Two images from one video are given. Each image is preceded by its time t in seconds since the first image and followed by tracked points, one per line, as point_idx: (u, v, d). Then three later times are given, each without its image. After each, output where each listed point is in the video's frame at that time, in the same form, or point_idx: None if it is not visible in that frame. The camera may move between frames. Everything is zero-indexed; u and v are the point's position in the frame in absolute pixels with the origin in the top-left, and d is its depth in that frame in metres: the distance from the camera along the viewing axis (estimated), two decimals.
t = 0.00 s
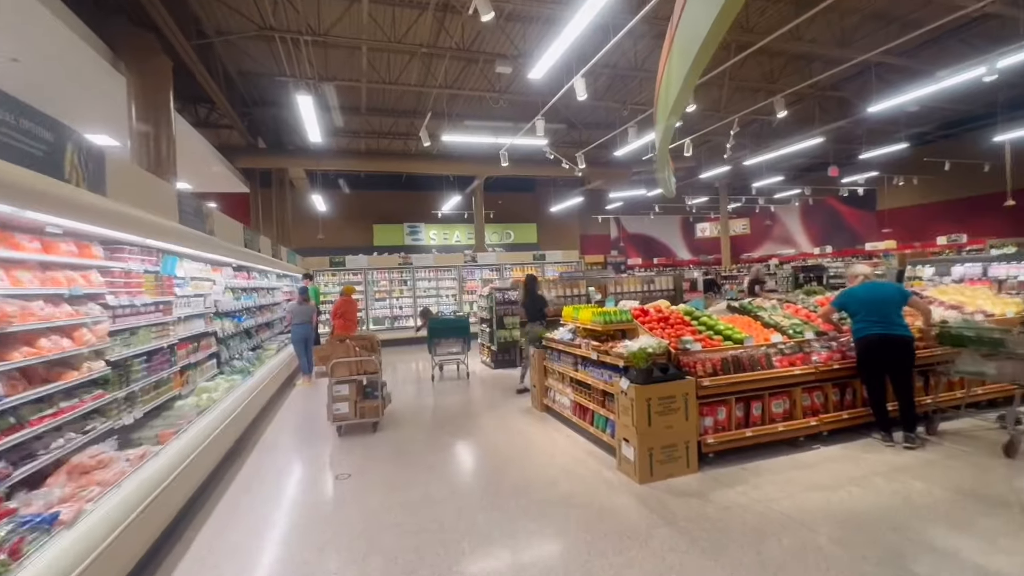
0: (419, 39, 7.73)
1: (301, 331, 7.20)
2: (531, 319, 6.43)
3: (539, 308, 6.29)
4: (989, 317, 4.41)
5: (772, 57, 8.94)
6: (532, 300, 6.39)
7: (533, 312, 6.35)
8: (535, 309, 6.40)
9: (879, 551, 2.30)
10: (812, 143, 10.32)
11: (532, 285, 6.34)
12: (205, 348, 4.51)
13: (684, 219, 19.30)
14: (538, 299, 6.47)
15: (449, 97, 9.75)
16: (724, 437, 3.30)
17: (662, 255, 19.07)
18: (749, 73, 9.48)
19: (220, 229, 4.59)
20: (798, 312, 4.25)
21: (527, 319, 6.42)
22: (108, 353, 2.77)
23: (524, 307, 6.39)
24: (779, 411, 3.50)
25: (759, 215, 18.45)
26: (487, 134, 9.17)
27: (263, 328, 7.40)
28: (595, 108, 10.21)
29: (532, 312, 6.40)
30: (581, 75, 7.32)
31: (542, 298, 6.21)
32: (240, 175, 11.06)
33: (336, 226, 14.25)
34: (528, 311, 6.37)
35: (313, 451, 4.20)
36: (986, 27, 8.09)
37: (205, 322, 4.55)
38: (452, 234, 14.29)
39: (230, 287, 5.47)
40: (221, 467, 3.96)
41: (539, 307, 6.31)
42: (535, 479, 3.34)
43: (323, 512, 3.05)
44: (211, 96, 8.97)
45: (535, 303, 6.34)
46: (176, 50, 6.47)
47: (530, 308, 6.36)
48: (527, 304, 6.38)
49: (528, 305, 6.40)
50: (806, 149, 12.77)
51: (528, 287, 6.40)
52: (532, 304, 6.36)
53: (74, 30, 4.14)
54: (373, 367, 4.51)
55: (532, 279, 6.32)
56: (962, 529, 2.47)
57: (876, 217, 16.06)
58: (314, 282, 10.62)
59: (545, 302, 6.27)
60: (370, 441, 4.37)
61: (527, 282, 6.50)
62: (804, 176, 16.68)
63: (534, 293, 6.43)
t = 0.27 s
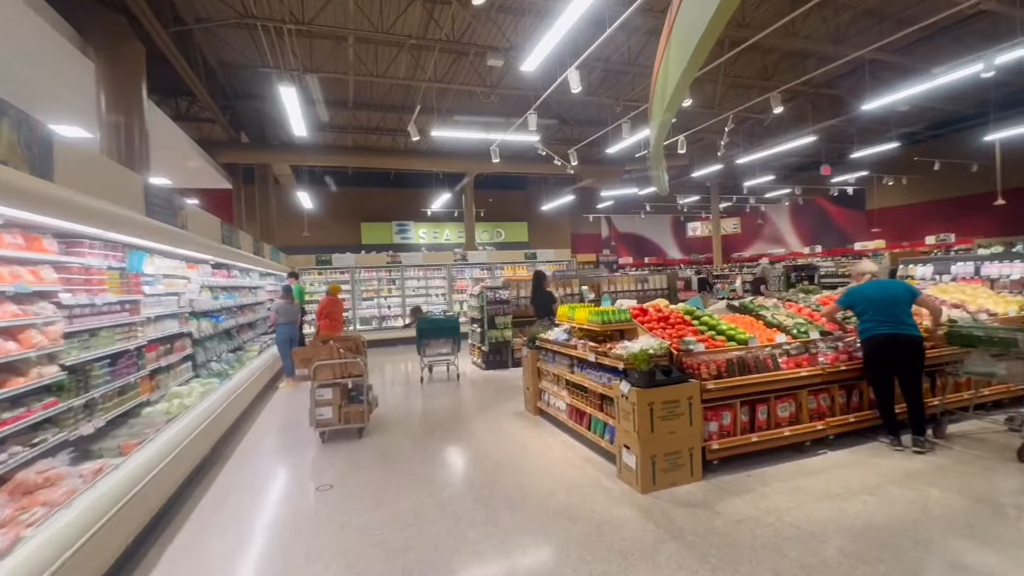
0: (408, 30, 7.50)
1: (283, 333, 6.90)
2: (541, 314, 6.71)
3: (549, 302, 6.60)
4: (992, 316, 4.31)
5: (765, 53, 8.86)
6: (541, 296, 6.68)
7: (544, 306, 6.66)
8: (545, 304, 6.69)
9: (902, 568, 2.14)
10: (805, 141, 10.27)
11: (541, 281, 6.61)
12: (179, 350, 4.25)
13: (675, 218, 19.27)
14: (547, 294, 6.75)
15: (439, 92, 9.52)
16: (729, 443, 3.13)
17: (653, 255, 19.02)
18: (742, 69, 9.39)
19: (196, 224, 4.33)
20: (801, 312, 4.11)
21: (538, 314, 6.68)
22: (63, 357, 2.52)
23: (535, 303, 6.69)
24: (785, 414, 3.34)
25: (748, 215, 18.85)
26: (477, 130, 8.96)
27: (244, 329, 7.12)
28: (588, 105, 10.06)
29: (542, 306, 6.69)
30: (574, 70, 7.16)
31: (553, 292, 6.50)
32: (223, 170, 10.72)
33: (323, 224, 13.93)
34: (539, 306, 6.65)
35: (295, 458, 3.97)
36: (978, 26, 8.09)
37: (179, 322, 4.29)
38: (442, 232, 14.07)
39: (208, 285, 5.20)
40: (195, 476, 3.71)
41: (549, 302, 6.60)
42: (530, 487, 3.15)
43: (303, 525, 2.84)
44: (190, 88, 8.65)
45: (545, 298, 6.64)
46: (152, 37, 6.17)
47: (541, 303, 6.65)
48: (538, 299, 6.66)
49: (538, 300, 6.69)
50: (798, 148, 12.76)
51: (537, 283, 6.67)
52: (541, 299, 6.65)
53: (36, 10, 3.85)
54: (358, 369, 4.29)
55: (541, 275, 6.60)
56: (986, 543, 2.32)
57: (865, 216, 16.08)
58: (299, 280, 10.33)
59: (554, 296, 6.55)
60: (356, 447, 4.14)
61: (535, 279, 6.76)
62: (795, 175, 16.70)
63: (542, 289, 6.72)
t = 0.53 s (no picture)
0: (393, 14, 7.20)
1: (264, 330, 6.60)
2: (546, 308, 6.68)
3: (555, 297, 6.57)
4: (996, 309, 4.21)
5: (758, 44, 8.73)
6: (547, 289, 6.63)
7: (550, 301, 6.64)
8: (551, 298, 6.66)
9: None
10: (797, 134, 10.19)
11: (548, 274, 6.54)
12: (147, 348, 3.98)
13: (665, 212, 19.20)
14: (553, 288, 6.67)
15: (426, 80, 9.23)
16: (734, 445, 2.97)
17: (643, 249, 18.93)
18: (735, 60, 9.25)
19: (166, 215, 4.05)
20: (805, 306, 3.96)
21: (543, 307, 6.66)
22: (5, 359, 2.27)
23: (542, 295, 6.64)
24: (791, 413, 3.19)
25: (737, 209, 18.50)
26: (466, 120, 8.68)
27: (223, 325, 6.81)
28: (579, 95, 9.85)
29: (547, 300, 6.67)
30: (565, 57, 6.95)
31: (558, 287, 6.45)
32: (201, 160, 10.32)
33: (306, 217, 13.55)
34: (545, 300, 6.62)
35: (274, 461, 3.73)
36: (971, 17, 8.03)
37: (147, 319, 4.02)
38: (430, 226, 13.79)
39: (181, 279, 4.91)
40: (165, 480, 3.46)
41: (554, 296, 6.56)
42: (524, 492, 2.96)
43: (279, 537, 2.61)
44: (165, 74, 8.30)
45: (550, 292, 6.60)
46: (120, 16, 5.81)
47: (547, 296, 6.61)
48: (544, 293, 6.62)
49: (544, 293, 6.64)
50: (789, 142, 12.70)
51: (543, 277, 6.59)
52: (547, 293, 6.61)
53: None
54: (341, 368, 4.06)
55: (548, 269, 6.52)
56: (1011, 551, 2.18)
57: (853, 211, 16.14)
58: (282, 275, 10.01)
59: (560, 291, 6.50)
60: (339, 450, 3.91)
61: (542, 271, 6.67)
62: (784, 169, 16.70)
63: (548, 282, 6.65)
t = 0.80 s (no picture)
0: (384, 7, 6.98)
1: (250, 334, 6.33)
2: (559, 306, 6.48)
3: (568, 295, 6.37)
4: (1010, 309, 4.07)
5: (755, 40, 8.61)
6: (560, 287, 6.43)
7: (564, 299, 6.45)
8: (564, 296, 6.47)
9: None
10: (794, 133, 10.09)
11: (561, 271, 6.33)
12: (118, 354, 3.73)
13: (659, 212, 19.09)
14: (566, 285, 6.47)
15: (418, 76, 9.01)
16: (747, 456, 2.78)
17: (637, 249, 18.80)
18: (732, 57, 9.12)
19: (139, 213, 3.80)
20: (815, 307, 3.78)
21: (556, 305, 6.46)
22: None
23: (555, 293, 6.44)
24: (805, 421, 3.01)
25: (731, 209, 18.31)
26: (459, 117, 8.46)
27: (206, 328, 6.54)
28: (574, 92, 9.68)
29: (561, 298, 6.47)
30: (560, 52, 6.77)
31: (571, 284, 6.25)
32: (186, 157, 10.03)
33: (295, 217, 13.27)
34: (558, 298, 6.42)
35: (255, 474, 3.49)
36: (969, 14, 7.96)
37: (119, 323, 3.77)
38: (422, 226, 13.57)
39: (158, 281, 4.66)
40: (134, 497, 3.20)
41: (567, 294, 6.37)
42: (523, 508, 2.75)
43: (256, 561, 2.39)
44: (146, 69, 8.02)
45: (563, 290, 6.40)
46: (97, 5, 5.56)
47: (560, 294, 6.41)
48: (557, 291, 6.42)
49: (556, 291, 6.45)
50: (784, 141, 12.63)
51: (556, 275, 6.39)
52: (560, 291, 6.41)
53: None
54: (327, 375, 3.82)
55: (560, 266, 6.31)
56: None
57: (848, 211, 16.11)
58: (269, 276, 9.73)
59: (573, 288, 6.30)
60: (326, 462, 3.68)
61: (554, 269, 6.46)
62: (779, 169, 16.65)
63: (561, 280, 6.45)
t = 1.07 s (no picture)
0: None
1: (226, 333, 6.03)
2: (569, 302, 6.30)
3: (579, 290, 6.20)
4: (1014, 304, 3.96)
5: (748, 31, 8.46)
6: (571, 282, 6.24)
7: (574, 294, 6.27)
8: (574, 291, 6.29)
9: None
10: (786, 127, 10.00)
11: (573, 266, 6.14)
12: (75, 357, 3.44)
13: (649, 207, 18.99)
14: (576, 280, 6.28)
15: (403, 64, 8.71)
16: (754, 463, 2.60)
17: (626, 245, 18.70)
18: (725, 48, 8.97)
19: (95, 204, 3.50)
20: (819, 304, 3.62)
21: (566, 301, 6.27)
22: None
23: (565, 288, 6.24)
24: (813, 424, 2.85)
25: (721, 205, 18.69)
26: (446, 107, 8.18)
27: (179, 327, 6.22)
28: (565, 83, 9.45)
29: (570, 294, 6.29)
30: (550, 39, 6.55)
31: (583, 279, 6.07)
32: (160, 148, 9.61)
33: (276, 210, 12.88)
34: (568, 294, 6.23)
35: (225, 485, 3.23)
36: (962, 7, 7.89)
37: (75, 322, 3.48)
38: (409, 221, 13.29)
39: (123, 277, 4.36)
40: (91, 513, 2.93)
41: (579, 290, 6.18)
42: (516, 521, 2.55)
43: None
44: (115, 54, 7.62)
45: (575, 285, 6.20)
46: None
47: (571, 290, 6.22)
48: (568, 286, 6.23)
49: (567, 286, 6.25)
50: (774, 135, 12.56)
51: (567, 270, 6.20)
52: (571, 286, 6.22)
53: None
54: (305, 378, 3.56)
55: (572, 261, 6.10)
56: None
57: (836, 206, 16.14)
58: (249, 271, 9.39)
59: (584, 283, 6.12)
60: (304, 470, 3.43)
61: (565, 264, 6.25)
62: (768, 164, 16.63)
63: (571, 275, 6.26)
